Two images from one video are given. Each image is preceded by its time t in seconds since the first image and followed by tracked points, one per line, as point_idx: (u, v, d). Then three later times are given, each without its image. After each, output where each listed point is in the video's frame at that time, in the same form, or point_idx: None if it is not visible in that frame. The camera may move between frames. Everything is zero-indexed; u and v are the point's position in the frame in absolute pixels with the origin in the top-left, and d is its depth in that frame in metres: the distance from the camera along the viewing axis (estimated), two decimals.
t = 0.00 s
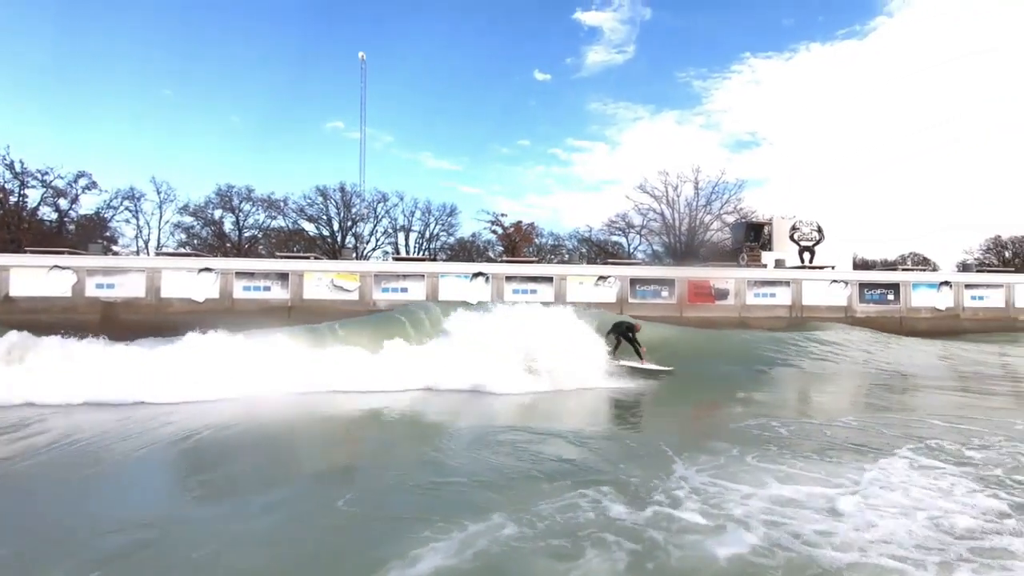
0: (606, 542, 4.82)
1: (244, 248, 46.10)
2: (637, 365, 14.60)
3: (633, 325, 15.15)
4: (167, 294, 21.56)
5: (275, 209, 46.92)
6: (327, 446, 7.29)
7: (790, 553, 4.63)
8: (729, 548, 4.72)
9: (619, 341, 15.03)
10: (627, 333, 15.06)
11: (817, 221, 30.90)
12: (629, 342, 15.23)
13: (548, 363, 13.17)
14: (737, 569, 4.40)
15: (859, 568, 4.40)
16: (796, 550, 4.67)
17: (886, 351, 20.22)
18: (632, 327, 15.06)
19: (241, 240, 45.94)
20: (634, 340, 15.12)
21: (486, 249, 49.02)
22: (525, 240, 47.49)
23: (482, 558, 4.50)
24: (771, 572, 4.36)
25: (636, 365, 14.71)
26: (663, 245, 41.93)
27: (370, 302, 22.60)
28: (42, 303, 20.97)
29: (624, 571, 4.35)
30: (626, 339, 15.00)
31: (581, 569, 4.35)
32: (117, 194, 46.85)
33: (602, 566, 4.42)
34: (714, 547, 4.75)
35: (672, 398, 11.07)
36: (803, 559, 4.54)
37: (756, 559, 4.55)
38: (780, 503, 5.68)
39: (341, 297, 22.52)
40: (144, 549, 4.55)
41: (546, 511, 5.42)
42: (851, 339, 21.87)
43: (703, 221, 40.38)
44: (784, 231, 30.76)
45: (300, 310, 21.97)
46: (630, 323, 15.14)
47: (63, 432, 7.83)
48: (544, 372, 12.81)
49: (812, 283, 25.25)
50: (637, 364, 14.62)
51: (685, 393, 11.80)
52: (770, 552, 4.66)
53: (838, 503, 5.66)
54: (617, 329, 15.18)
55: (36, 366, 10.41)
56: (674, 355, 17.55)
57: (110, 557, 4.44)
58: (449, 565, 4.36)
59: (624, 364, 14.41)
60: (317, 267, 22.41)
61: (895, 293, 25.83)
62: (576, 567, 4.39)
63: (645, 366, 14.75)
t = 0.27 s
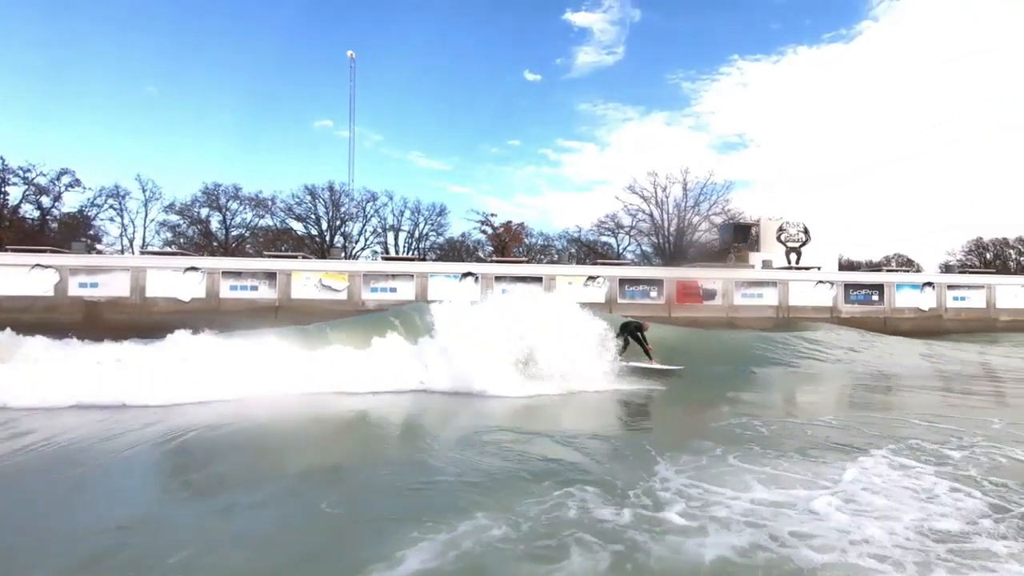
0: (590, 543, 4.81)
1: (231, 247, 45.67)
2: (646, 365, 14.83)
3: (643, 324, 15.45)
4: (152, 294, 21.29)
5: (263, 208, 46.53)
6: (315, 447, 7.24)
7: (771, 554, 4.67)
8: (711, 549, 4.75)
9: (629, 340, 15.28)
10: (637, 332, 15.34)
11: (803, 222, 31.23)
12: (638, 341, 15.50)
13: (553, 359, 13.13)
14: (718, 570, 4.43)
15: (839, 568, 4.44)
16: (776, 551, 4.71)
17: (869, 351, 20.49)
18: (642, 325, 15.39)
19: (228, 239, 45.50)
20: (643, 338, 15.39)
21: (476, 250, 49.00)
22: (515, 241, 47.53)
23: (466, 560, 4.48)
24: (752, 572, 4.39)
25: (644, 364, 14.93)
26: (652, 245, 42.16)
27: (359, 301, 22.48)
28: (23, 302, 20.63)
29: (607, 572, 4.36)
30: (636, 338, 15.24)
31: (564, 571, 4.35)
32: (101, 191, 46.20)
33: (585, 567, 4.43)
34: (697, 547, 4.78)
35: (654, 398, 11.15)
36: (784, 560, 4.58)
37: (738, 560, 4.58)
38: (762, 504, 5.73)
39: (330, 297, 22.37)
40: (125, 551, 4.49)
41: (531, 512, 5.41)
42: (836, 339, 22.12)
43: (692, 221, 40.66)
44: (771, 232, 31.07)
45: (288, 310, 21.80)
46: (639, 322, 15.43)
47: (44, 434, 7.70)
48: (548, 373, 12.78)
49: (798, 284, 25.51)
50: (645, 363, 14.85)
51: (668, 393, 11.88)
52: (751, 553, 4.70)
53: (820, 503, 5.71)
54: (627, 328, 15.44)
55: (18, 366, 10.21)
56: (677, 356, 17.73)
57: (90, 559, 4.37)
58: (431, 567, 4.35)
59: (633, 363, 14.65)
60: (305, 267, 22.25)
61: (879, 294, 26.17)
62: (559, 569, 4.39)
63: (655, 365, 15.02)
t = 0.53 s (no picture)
0: (577, 545, 4.81)
1: (220, 247, 45.31)
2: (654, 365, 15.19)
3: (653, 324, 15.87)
4: (140, 294, 21.07)
5: (253, 207, 46.20)
6: (305, 449, 7.19)
7: (756, 554, 4.71)
8: (696, 550, 4.78)
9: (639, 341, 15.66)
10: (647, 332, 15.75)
11: (792, 223, 31.50)
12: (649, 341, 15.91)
13: (547, 353, 13.20)
14: (702, 570, 4.47)
15: (822, 568, 4.48)
16: (761, 551, 4.75)
17: (857, 350, 20.71)
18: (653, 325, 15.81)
19: (217, 239, 45.13)
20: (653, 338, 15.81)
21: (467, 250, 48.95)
22: (506, 241, 47.55)
23: (453, 561, 4.48)
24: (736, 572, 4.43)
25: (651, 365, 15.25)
26: (643, 246, 42.34)
27: (349, 301, 22.38)
28: (7, 302, 20.33)
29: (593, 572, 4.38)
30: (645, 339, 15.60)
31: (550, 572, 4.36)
32: (88, 190, 45.65)
33: (571, 568, 4.44)
34: (682, 548, 4.81)
35: (637, 398, 11.26)
36: (768, 560, 4.62)
37: (723, 561, 4.61)
38: (748, 504, 5.77)
39: (320, 297, 22.25)
40: (108, 555, 4.41)
41: (519, 513, 5.41)
42: (824, 338, 22.33)
43: (682, 222, 40.89)
44: (761, 232, 31.31)
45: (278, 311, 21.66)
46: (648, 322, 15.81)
47: (27, 437, 7.59)
48: (541, 368, 12.86)
49: (787, 284, 25.73)
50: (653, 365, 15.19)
51: (657, 393, 11.95)
52: (735, 553, 4.73)
53: (804, 504, 5.75)
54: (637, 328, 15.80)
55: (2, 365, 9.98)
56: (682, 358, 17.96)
57: (72, 563, 4.29)
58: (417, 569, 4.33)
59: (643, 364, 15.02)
60: (295, 267, 22.12)
61: (867, 294, 26.45)
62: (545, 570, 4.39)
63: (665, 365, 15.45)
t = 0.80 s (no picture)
0: (564, 547, 4.80)
1: (209, 247, 44.94)
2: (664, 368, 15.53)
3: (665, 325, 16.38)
4: (127, 294, 20.85)
5: (242, 206, 45.87)
6: (295, 449, 7.16)
7: (739, 554, 4.74)
8: (680, 550, 4.81)
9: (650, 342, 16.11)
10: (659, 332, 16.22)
11: (782, 224, 31.74)
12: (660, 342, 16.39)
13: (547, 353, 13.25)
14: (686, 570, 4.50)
15: (804, 567, 4.53)
16: (744, 552, 4.79)
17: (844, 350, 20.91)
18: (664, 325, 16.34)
19: (206, 239, 44.77)
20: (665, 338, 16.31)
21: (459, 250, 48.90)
22: (498, 241, 47.54)
23: (438, 562, 4.47)
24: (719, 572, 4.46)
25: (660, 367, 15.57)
26: (634, 246, 42.50)
27: (340, 302, 22.28)
28: None
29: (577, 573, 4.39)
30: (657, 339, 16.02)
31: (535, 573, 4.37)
32: (74, 189, 45.10)
33: (557, 569, 4.45)
34: (666, 548, 4.84)
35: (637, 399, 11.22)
36: (751, 560, 4.65)
37: (706, 561, 4.64)
38: (732, 504, 5.82)
39: (311, 297, 22.13)
40: (89, 558, 4.34)
41: (507, 514, 5.42)
42: (813, 338, 22.52)
43: (673, 222, 41.11)
44: (750, 233, 31.53)
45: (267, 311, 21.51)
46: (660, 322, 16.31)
47: (12, 440, 7.49)
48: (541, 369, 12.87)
49: (777, 285, 25.93)
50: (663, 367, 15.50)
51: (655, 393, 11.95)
52: (718, 553, 4.77)
53: (789, 505, 5.79)
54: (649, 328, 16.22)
55: None
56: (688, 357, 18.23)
57: (55, 565, 4.24)
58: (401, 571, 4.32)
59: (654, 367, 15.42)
60: (285, 267, 21.98)
61: (855, 294, 26.72)
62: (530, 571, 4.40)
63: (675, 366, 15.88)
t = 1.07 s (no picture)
0: (558, 548, 4.81)
1: (206, 246, 44.81)
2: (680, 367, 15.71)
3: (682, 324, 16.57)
4: (123, 294, 20.77)
5: (239, 206, 45.73)
6: (292, 450, 7.15)
7: (731, 555, 4.76)
8: (673, 551, 4.82)
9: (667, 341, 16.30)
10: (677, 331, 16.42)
11: (778, 223, 31.80)
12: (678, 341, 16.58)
13: (556, 351, 13.15)
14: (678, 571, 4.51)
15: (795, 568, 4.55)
16: (736, 553, 4.80)
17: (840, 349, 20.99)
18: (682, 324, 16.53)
19: (202, 239, 44.64)
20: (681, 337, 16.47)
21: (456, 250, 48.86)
22: (495, 241, 47.51)
23: (431, 563, 4.48)
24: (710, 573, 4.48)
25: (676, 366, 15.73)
26: (631, 246, 42.52)
27: (337, 301, 22.26)
28: None
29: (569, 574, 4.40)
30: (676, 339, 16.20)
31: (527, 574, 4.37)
32: (69, 189, 44.88)
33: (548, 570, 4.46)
34: (658, 549, 4.86)
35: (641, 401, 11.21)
36: (742, 561, 4.67)
37: (698, 562, 4.65)
38: (724, 505, 5.84)
39: (308, 297, 22.10)
40: (83, 559, 4.33)
41: (501, 515, 5.42)
42: (808, 338, 22.60)
43: (670, 222, 41.15)
44: (747, 232, 31.58)
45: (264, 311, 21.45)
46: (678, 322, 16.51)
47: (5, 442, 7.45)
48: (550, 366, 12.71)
49: (774, 285, 25.99)
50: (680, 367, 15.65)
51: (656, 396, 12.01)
52: (711, 554, 4.78)
53: (783, 506, 5.81)
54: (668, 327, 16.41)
55: None
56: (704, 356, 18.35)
57: (50, 566, 4.23)
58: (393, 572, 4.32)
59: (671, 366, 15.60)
60: (282, 267, 21.92)
61: (851, 294, 26.80)
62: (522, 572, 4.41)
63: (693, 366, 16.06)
